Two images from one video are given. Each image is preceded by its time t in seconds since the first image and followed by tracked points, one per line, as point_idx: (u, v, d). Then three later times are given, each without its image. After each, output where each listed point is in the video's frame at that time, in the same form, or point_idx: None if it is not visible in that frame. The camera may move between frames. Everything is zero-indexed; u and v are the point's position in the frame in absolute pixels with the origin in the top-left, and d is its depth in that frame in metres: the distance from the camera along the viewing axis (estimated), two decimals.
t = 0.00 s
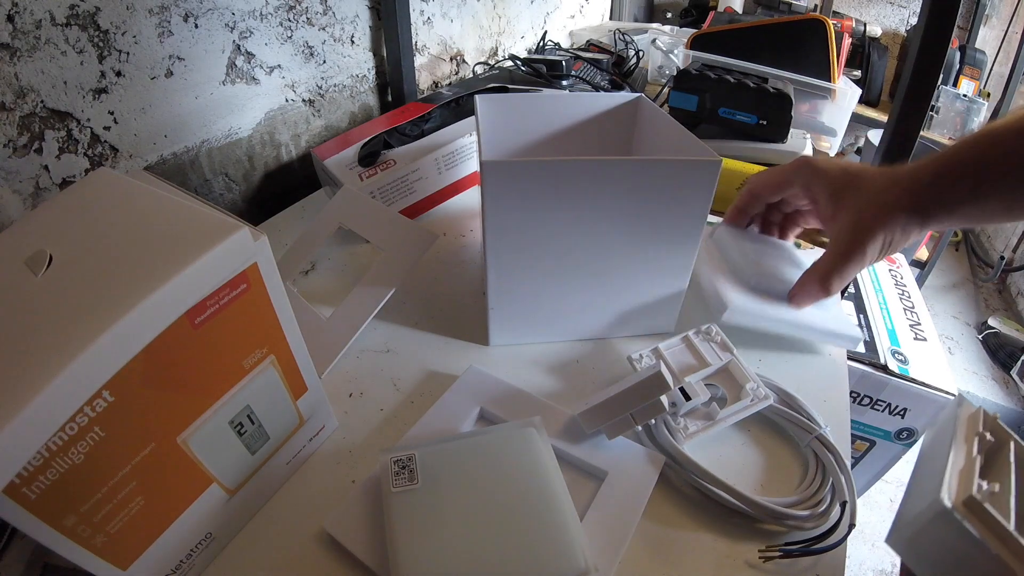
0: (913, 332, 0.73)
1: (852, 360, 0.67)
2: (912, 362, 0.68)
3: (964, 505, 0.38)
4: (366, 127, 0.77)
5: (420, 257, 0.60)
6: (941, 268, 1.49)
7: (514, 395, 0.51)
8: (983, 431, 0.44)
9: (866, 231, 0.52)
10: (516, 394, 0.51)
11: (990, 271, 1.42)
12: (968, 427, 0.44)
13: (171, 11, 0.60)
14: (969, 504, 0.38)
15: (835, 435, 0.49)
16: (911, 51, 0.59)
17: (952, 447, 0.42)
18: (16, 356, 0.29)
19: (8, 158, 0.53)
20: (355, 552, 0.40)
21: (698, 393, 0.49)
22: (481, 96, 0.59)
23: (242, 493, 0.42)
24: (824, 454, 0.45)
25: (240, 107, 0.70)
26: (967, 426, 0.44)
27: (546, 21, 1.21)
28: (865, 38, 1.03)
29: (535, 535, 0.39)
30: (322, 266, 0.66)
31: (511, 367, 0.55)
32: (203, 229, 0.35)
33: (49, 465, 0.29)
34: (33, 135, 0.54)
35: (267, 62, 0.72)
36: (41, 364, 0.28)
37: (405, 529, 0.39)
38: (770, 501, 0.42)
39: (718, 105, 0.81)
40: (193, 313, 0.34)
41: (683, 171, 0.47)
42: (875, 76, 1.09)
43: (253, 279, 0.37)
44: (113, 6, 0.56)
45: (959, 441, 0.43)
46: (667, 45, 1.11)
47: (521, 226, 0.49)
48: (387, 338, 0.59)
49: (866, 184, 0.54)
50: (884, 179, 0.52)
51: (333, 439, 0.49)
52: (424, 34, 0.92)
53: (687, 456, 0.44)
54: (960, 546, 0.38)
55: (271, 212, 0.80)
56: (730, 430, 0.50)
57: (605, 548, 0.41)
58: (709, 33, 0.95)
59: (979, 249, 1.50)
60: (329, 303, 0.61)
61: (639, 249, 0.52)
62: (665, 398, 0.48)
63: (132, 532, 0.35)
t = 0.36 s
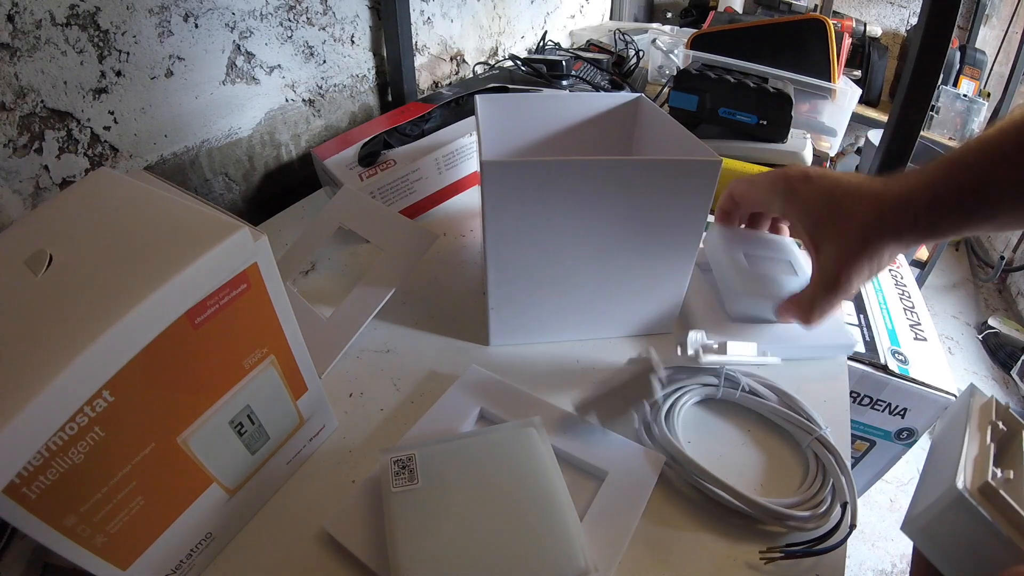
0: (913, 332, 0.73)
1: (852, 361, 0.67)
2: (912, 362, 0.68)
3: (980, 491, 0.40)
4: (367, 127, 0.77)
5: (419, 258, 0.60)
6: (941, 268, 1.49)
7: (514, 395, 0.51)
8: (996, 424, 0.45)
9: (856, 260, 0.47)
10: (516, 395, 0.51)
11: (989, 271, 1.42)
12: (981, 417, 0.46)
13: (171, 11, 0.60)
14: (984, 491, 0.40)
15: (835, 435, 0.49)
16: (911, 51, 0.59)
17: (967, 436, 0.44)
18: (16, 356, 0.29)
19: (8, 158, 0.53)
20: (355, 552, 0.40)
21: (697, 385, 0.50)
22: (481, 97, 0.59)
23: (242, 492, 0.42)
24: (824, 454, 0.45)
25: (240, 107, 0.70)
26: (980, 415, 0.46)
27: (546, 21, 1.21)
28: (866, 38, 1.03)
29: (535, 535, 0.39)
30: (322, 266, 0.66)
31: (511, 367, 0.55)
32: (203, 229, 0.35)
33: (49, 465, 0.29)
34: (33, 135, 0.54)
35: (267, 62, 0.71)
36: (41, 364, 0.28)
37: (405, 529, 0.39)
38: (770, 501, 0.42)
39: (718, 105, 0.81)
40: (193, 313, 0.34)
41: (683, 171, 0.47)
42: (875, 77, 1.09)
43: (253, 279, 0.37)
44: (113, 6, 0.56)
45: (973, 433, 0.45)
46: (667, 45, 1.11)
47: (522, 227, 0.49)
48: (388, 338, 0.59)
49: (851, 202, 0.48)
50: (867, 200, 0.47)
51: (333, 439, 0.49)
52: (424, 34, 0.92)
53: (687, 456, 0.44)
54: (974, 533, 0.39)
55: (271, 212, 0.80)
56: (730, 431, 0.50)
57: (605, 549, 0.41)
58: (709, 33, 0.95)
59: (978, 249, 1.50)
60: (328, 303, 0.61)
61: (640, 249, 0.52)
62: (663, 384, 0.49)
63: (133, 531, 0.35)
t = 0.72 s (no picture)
0: (913, 332, 0.73)
1: (852, 361, 0.67)
2: (911, 362, 0.68)
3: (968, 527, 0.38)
4: (367, 127, 0.77)
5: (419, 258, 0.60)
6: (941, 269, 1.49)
7: (515, 395, 0.51)
8: (991, 447, 0.42)
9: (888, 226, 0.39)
10: (516, 395, 0.51)
11: (989, 271, 1.42)
12: (976, 441, 0.43)
13: (171, 11, 0.60)
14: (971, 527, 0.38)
15: (835, 435, 0.49)
16: (911, 51, 0.59)
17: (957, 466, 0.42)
18: (17, 356, 0.29)
19: (8, 158, 0.53)
20: (354, 552, 0.40)
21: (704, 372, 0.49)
22: (481, 97, 0.59)
23: (242, 492, 0.42)
24: (824, 454, 0.45)
25: (240, 107, 0.70)
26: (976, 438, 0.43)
27: (546, 21, 1.20)
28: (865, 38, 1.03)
29: (534, 535, 0.39)
30: (322, 266, 0.66)
31: (511, 367, 0.55)
32: (203, 229, 0.35)
33: (49, 465, 0.29)
34: (33, 135, 0.54)
35: (267, 62, 0.71)
36: (42, 364, 0.28)
37: (404, 529, 0.39)
38: (769, 501, 0.42)
39: (718, 105, 0.81)
40: (193, 313, 0.34)
41: (683, 172, 0.47)
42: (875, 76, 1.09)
43: (253, 279, 0.37)
44: (113, 6, 0.56)
45: (965, 460, 0.42)
46: (667, 46, 1.11)
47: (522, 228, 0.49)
48: (387, 338, 0.59)
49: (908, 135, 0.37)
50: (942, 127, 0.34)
51: (333, 439, 0.49)
52: (424, 34, 0.92)
53: (687, 456, 0.44)
54: (963, 562, 0.38)
55: (271, 212, 0.80)
56: (730, 431, 0.50)
57: (604, 549, 0.41)
58: (709, 33, 0.95)
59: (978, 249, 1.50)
60: (329, 303, 0.61)
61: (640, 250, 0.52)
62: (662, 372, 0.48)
63: (133, 531, 0.35)
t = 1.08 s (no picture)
0: (913, 332, 0.74)
1: (851, 361, 0.67)
2: (911, 362, 0.69)
3: None
4: (367, 127, 0.77)
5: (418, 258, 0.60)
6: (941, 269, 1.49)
7: (515, 395, 0.51)
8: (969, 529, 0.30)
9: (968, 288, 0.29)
10: (516, 395, 0.51)
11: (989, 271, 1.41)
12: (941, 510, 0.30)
13: (171, 11, 0.60)
14: None
15: (835, 435, 0.49)
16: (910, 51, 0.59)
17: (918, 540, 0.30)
18: (18, 355, 0.29)
19: (8, 158, 0.53)
20: (354, 552, 0.40)
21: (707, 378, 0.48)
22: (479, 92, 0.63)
23: (242, 493, 0.42)
24: (824, 454, 0.44)
25: (240, 107, 0.70)
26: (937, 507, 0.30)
27: (546, 21, 1.21)
28: (866, 38, 1.03)
29: (534, 535, 0.39)
30: (322, 266, 0.66)
31: (510, 367, 0.55)
32: (204, 229, 0.35)
33: (49, 465, 0.29)
34: (33, 135, 0.54)
35: (267, 62, 0.71)
36: (42, 364, 0.28)
37: (404, 530, 0.39)
38: (770, 501, 0.42)
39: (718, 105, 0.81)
40: (193, 313, 0.33)
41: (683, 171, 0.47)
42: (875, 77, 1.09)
43: (253, 278, 0.37)
44: (113, 6, 0.56)
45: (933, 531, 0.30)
46: (667, 45, 1.11)
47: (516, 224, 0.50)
48: (387, 338, 0.59)
49: None
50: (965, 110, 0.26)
51: (333, 439, 0.49)
52: (424, 34, 0.92)
53: (687, 456, 0.44)
54: None
55: (271, 212, 0.80)
56: (731, 432, 0.50)
57: (604, 549, 0.41)
58: (709, 33, 0.95)
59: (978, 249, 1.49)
60: (328, 303, 0.61)
61: (640, 271, 0.49)
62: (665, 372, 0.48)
63: (133, 531, 0.35)
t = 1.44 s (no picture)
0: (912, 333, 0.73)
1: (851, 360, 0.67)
2: (911, 362, 0.69)
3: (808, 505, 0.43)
4: (367, 127, 0.77)
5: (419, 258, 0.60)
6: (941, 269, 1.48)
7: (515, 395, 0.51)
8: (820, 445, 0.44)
9: (857, 341, 0.37)
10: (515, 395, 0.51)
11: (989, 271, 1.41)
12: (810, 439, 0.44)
13: (171, 11, 0.60)
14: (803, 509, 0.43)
15: (835, 436, 0.49)
16: (910, 52, 0.59)
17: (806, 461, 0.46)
18: (19, 355, 0.29)
19: (8, 158, 0.53)
20: (355, 552, 0.40)
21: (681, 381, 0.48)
22: (480, 93, 0.64)
23: (241, 493, 0.42)
24: (824, 454, 0.44)
25: (240, 107, 0.70)
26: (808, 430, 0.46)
27: (545, 21, 1.20)
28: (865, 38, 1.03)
29: (534, 535, 0.39)
30: (322, 266, 0.66)
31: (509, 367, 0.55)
32: (204, 229, 0.35)
33: (49, 465, 0.29)
34: (33, 135, 0.54)
35: (267, 62, 0.71)
36: (42, 364, 0.28)
37: (405, 530, 0.40)
38: (770, 502, 0.42)
39: (718, 105, 0.81)
40: (193, 313, 0.33)
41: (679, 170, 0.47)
42: (875, 77, 1.08)
43: (253, 278, 0.37)
44: (114, 6, 0.56)
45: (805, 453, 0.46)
46: (667, 45, 1.11)
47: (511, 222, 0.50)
48: (387, 338, 0.59)
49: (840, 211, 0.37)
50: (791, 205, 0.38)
51: (333, 439, 0.49)
52: (424, 34, 0.92)
53: (687, 456, 0.44)
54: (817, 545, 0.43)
55: (272, 212, 0.80)
56: (731, 431, 0.50)
57: (604, 549, 0.41)
58: (709, 33, 0.95)
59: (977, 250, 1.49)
60: (328, 304, 0.61)
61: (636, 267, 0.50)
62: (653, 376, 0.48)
63: (133, 531, 0.35)
